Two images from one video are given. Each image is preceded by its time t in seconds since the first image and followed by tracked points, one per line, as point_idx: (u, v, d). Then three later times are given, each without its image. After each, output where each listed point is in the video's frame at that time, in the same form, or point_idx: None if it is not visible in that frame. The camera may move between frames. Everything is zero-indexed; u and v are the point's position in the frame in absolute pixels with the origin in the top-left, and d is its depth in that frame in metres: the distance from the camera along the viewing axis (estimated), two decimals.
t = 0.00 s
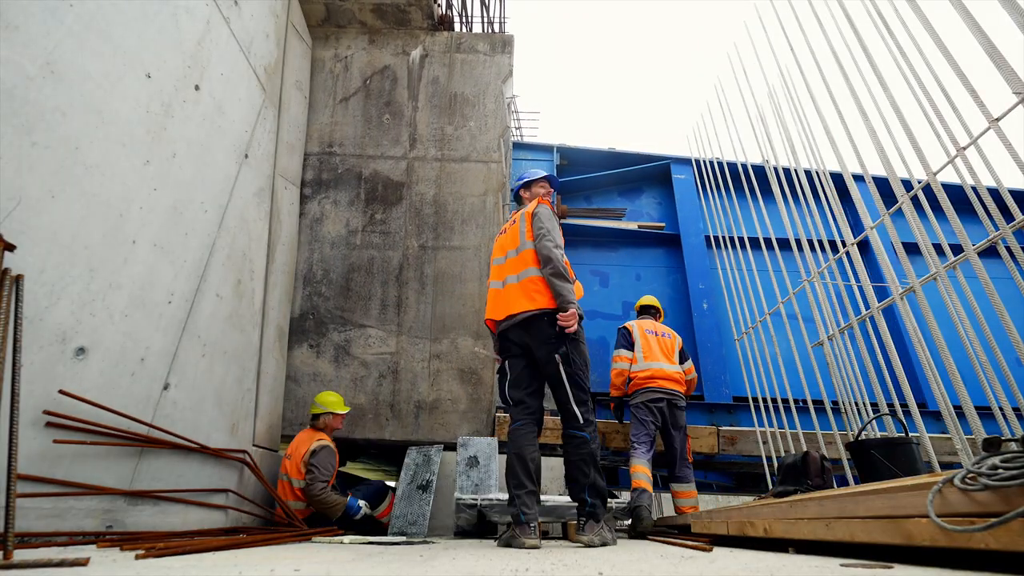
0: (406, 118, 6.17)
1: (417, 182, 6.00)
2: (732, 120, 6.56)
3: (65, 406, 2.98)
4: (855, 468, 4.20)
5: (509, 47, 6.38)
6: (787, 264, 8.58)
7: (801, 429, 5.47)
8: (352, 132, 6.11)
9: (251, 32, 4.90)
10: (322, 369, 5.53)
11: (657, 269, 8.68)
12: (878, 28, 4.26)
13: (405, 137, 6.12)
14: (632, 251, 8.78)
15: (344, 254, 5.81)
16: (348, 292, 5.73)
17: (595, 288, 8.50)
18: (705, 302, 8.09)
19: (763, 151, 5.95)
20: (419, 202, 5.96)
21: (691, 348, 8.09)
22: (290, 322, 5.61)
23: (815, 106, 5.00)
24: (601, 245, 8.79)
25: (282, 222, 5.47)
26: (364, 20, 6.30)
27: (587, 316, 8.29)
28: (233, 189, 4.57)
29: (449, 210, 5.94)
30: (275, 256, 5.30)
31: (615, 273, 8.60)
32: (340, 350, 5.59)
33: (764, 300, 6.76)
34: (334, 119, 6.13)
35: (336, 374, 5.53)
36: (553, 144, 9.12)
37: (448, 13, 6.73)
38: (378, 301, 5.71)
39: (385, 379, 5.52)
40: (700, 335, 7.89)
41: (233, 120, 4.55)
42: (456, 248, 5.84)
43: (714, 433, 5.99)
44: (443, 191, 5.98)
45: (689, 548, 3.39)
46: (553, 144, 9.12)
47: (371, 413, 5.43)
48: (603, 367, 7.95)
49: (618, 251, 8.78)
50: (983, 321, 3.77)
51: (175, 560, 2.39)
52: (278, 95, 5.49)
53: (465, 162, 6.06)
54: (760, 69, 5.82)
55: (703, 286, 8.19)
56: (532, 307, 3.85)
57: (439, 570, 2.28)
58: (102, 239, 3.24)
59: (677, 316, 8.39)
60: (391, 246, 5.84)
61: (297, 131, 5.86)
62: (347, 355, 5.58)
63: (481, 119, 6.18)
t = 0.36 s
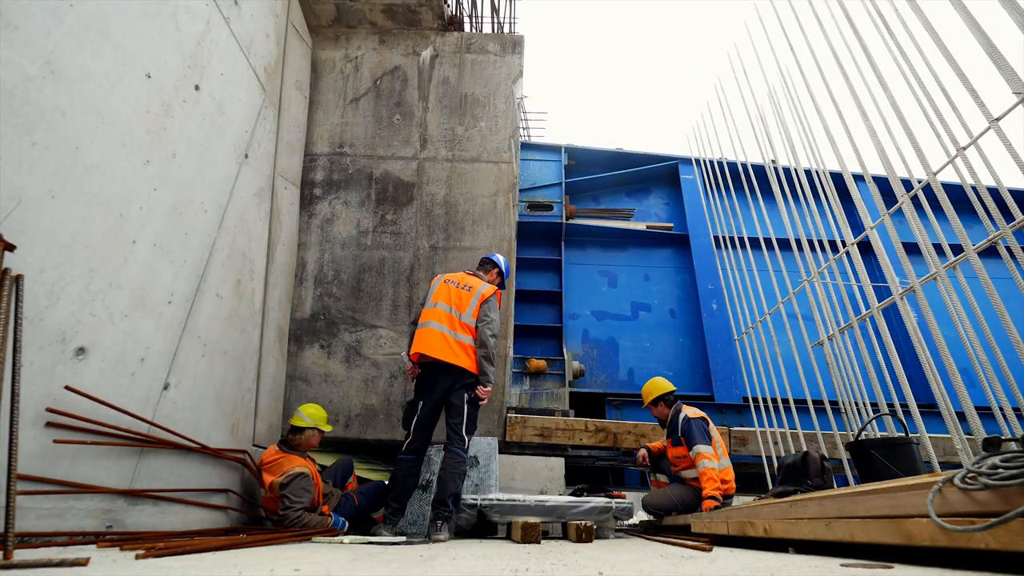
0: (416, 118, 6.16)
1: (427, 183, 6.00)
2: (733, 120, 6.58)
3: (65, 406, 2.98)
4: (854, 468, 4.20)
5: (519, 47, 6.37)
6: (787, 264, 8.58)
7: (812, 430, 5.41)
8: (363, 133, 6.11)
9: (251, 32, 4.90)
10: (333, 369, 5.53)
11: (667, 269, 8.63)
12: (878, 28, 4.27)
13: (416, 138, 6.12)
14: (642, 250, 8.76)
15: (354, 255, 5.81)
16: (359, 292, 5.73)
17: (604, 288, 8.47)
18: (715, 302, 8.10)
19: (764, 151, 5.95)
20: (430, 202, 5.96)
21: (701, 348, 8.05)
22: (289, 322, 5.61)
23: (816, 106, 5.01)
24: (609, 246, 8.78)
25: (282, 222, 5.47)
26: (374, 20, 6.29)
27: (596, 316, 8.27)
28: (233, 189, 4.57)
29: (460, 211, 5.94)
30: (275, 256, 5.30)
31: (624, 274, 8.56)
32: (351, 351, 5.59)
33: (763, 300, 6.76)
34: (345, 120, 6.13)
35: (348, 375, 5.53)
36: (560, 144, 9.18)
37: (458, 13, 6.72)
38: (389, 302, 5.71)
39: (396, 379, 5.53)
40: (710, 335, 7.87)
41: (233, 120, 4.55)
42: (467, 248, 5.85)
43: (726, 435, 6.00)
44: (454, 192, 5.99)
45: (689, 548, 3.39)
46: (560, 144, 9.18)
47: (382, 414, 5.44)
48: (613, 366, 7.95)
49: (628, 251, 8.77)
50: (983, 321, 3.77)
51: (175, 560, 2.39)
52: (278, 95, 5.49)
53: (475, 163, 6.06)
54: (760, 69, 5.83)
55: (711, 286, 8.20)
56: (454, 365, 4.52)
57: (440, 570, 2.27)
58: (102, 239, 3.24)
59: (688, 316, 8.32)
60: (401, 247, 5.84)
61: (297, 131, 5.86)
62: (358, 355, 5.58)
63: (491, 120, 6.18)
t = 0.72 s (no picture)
0: (425, 119, 6.16)
1: (437, 184, 6.00)
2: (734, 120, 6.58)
3: (65, 406, 2.98)
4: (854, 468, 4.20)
5: (529, 47, 6.35)
6: (787, 264, 8.58)
7: (818, 429, 5.38)
8: (372, 133, 6.11)
9: (251, 32, 4.90)
10: (343, 369, 5.53)
11: (673, 269, 8.62)
12: (879, 28, 4.27)
13: (425, 138, 6.12)
14: (648, 251, 8.75)
15: (364, 255, 5.81)
16: (368, 293, 5.72)
17: (611, 288, 8.47)
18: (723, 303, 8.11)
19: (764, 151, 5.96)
20: (439, 203, 5.96)
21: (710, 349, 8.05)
22: (289, 321, 5.60)
23: (816, 107, 5.01)
24: (616, 245, 8.78)
25: (282, 222, 5.46)
26: (382, 21, 6.29)
27: (603, 317, 8.26)
28: (233, 189, 4.57)
29: (469, 211, 5.94)
30: (275, 256, 5.29)
31: (631, 274, 8.56)
32: (361, 351, 5.58)
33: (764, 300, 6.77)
34: (353, 120, 6.13)
35: (358, 376, 5.52)
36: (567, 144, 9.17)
37: (467, 14, 6.71)
38: (399, 302, 5.71)
39: (406, 380, 5.53)
40: (718, 336, 7.86)
41: (233, 120, 4.55)
42: (476, 249, 5.85)
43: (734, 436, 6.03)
44: (463, 192, 5.99)
45: (689, 548, 3.39)
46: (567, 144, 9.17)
47: (391, 414, 5.44)
48: (620, 367, 7.94)
49: (635, 251, 8.76)
50: (983, 321, 3.77)
51: (175, 560, 2.39)
52: (279, 95, 5.49)
53: (485, 163, 6.06)
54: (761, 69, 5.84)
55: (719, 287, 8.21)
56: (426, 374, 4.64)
57: (440, 570, 2.27)
58: (102, 240, 3.24)
59: (696, 315, 8.31)
60: (411, 248, 5.84)
61: (298, 131, 5.86)
62: (368, 355, 5.57)
63: (501, 120, 6.18)
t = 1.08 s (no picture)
0: (425, 119, 6.16)
1: (437, 184, 6.00)
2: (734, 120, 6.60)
3: (65, 406, 2.98)
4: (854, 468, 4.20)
5: (529, 47, 6.34)
6: (787, 264, 8.58)
7: (818, 429, 5.38)
8: (372, 133, 6.11)
9: (251, 32, 4.90)
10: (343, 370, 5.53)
11: (674, 269, 8.62)
12: (879, 28, 4.27)
13: (425, 138, 6.12)
14: (648, 252, 8.74)
15: (364, 256, 5.81)
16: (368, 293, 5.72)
17: (612, 289, 8.47)
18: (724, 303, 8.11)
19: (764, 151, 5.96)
20: (439, 203, 5.96)
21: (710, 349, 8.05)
22: (289, 322, 5.60)
23: (816, 106, 5.01)
24: (617, 245, 8.78)
25: (282, 222, 5.47)
26: (382, 21, 6.29)
27: (603, 317, 8.26)
28: (233, 189, 4.57)
29: (469, 211, 5.94)
30: (275, 256, 5.30)
31: (631, 274, 8.56)
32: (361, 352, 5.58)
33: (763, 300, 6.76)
34: (354, 120, 6.13)
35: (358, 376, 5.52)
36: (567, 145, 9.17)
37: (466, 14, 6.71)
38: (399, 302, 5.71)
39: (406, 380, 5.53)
40: (719, 337, 7.86)
41: (233, 120, 4.55)
42: (477, 249, 5.85)
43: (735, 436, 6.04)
44: (463, 192, 5.99)
45: (689, 548, 3.38)
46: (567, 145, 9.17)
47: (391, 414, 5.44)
48: (621, 367, 7.93)
49: (634, 251, 8.76)
50: (983, 321, 3.77)
51: (176, 560, 2.39)
52: (279, 95, 5.49)
53: (485, 163, 6.06)
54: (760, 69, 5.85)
55: (719, 287, 8.21)
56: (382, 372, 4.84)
57: (439, 570, 2.27)
58: (102, 239, 3.24)
59: (696, 315, 8.31)
60: (411, 248, 5.83)
61: (298, 131, 5.86)
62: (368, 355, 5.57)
63: (500, 120, 6.18)
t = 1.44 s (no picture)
0: (425, 119, 6.16)
1: (437, 184, 6.00)
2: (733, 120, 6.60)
3: (65, 406, 2.98)
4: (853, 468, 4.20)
5: (528, 48, 6.34)
6: (787, 264, 8.58)
7: (818, 429, 5.38)
8: (372, 133, 6.11)
9: (251, 32, 4.90)
10: (342, 370, 5.52)
11: (674, 269, 8.62)
12: (878, 28, 4.27)
13: (425, 138, 6.12)
14: (648, 252, 8.74)
15: (364, 256, 5.81)
16: (369, 292, 5.72)
17: (612, 289, 8.47)
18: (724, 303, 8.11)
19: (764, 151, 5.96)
20: (439, 203, 5.96)
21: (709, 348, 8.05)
22: (289, 322, 5.60)
23: (816, 107, 5.01)
24: (617, 245, 8.78)
25: (282, 222, 5.47)
26: (382, 21, 6.29)
27: (603, 317, 8.26)
28: (233, 189, 4.57)
29: (469, 211, 5.94)
30: (275, 256, 5.30)
31: (631, 274, 8.56)
32: (361, 352, 5.58)
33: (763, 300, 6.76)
34: (354, 120, 6.13)
35: (358, 376, 5.52)
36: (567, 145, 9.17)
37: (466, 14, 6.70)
38: (399, 302, 5.71)
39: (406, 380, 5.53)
40: (719, 337, 7.86)
41: (233, 120, 4.55)
42: (477, 248, 5.85)
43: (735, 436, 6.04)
44: (463, 192, 5.99)
45: (689, 548, 3.38)
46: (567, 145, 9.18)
47: (391, 414, 5.44)
48: (621, 367, 7.93)
49: (634, 251, 8.76)
50: (983, 321, 3.77)
51: (176, 560, 2.39)
52: (279, 95, 5.49)
53: (485, 163, 6.06)
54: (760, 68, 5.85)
55: (719, 287, 8.21)
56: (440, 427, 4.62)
57: (439, 570, 2.27)
58: (102, 239, 3.24)
59: (696, 315, 8.31)
60: (411, 247, 5.84)
61: (298, 131, 5.86)
62: (368, 355, 5.57)
63: (500, 120, 6.18)
